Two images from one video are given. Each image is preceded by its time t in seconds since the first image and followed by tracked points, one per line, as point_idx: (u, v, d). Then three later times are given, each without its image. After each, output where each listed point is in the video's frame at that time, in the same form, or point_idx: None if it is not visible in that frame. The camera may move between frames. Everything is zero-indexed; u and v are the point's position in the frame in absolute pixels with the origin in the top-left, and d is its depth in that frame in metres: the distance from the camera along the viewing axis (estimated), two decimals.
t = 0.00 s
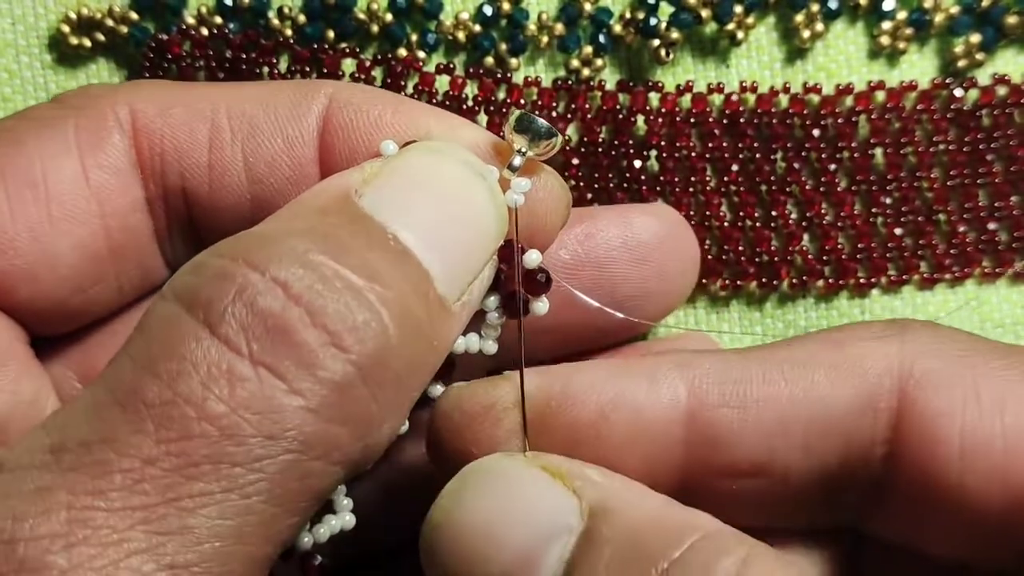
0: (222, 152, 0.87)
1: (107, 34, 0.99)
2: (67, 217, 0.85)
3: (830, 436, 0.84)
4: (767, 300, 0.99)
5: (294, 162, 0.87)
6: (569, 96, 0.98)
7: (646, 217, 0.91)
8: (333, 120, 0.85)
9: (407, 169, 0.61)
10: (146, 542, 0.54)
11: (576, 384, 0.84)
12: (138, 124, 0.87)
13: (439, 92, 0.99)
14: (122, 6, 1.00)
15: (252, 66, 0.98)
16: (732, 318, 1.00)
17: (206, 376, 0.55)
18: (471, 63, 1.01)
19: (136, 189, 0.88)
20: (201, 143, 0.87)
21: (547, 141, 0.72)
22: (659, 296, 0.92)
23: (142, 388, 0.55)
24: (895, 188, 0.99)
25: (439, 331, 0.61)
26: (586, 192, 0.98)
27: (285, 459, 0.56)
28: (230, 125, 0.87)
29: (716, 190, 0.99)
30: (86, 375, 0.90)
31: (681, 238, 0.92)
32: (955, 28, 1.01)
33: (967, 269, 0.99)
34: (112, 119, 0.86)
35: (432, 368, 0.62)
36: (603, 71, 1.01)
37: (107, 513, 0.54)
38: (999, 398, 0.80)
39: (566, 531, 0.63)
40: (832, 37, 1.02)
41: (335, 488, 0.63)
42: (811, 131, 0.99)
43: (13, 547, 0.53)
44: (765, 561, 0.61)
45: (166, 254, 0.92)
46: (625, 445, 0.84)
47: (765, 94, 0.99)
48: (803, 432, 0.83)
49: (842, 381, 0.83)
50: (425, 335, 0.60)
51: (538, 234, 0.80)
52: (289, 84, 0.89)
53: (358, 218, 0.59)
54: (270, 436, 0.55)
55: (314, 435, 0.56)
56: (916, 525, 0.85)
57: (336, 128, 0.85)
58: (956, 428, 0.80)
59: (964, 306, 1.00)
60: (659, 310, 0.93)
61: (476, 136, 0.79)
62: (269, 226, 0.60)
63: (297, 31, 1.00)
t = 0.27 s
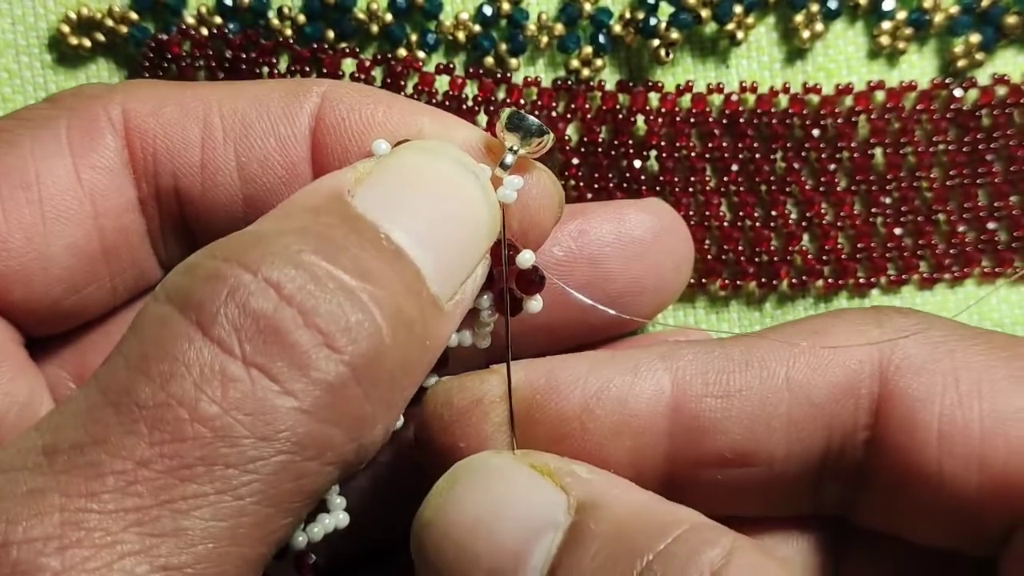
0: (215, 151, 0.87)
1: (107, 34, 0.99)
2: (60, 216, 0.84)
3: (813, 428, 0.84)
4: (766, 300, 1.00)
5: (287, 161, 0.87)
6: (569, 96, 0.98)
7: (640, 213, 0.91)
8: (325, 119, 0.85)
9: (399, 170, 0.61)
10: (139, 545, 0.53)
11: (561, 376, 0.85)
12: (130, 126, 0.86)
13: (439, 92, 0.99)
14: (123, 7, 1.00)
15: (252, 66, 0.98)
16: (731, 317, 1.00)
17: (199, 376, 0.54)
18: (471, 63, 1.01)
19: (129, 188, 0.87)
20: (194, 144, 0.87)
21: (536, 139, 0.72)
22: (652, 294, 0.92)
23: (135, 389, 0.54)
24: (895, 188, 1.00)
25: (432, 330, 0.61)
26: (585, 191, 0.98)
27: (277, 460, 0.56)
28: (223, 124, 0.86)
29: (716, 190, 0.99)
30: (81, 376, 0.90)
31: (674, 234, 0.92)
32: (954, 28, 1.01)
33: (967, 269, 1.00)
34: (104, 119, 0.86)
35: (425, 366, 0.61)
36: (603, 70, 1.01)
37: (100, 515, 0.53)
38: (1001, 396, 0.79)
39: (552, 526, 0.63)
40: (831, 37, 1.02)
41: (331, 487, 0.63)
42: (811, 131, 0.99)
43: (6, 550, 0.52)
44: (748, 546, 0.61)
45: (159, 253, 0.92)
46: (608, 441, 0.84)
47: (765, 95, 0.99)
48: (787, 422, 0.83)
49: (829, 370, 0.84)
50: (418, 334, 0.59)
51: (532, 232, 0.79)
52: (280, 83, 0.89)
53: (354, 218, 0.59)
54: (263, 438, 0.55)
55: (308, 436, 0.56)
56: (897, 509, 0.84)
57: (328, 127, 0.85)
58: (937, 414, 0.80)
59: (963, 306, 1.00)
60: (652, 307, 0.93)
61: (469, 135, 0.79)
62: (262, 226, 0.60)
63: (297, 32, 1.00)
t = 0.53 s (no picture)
0: (210, 150, 0.87)
1: (107, 34, 0.99)
2: (55, 218, 0.84)
3: (815, 418, 0.84)
4: (766, 300, 1.00)
5: (283, 162, 0.88)
6: (569, 96, 0.98)
7: (635, 206, 0.91)
8: (321, 119, 0.86)
9: (397, 173, 0.61)
10: (136, 551, 0.53)
11: (564, 362, 0.86)
12: (125, 125, 0.86)
13: (439, 92, 0.99)
14: (122, 7, 1.00)
15: (251, 67, 0.98)
16: (731, 318, 1.00)
17: (196, 382, 0.54)
18: (471, 63, 1.01)
19: (123, 189, 0.87)
20: (189, 142, 0.87)
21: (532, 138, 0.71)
22: (647, 286, 0.92)
23: (132, 395, 0.54)
24: (895, 188, 1.00)
25: (430, 334, 0.61)
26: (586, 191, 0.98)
27: (274, 465, 0.55)
28: (219, 124, 0.87)
29: (716, 190, 0.99)
30: (79, 377, 0.90)
31: (669, 226, 0.92)
32: (954, 29, 1.01)
33: (967, 269, 1.00)
34: (99, 119, 0.86)
35: (423, 370, 0.61)
36: (603, 71, 1.01)
37: (97, 521, 0.53)
38: (1000, 397, 0.79)
39: (557, 511, 0.63)
40: (831, 38, 1.02)
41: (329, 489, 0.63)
42: (811, 131, 0.99)
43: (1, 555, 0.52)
44: (755, 538, 0.61)
45: (156, 252, 0.92)
46: (611, 426, 0.84)
47: (765, 95, 0.99)
48: (790, 411, 0.83)
49: (835, 357, 0.83)
50: (416, 338, 0.59)
51: (529, 230, 0.79)
52: (276, 81, 0.89)
53: (352, 221, 0.59)
54: (260, 443, 0.55)
55: (305, 442, 0.56)
56: (897, 503, 0.84)
57: (323, 127, 0.86)
58: (937, 408, 0.80)
59: (963, 306, 1.00)
60: (647, 299, 0.93)
61: (464, 134, 0.79)
62: (260, 229, 0.60)
63: (297, 33, 1.00)
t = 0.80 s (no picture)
0: (199, 149, 0.87)
1: (107, 35, 0.99)
2: (46, 216, 0.84)
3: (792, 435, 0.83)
4: (765, 301, 1.00)
5: (273, 160, 0.88)
6: (568, 96, 0.98)
7: (627, 199, 0.92)
8: (311, 117, 0.86)
9: (385, 170, 0.61)
10: (123, 549, 0.53)
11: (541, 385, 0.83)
12: (114, 123, 0.86)
13: (438, 92, 0.99)
14: (122, 7, 1.00)
15: (251, 67, 0.99)
16: (731, 318, 1.00)
17: (182, 380, 0.54)
18: (471, 63, 1.01)
19: (114, 188, 0.87)
20: (178, 139, 0.87)
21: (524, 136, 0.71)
22: (638, 280, 0.92)
23: (118, 393, 0.54)
24: (895, 188, 1.00)
25: (418, 331, 0.60)
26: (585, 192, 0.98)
27: (261, 463, 0.55)
28: (208, 122, 0.86)
29: (715, 190, 0.99)
30: (70, 374, 0.91)
31: (661, 220, 0.92)
32: (954, 29, 1.01)
33: (966, 269, 1.00)
34: (88, 117, 0.85)
35: (411, 367, 0.61)
36: (603, 70, 1.01)
37: (82, 519, 0.53)
38: (997, 398, 0.79)
39: (536, 538, 0.62)
40: (831, 38, 1.02)
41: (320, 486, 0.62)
42: (810, 131, 0.99)
43: None
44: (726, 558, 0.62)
45: (146, 250, 0.92)
46: (590, 450, 0.83)
47: (765, 95, 0.99)
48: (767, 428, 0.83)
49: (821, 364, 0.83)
50: (402, 335, 0.59)
51: (520, 228, 0.78)
52: (265, 78, 0.89)
53: (343, 220, 0.59)
54: (247, 441, 0.55)
55: (292, 439, 0.56)
56: (872, 515, 0.84)
57: (313, 125, 0.86)
58: (909, 422, 0.81)
59: (962, 307, 1.00)
60: (637, 292, 0.93)
61: (455, 132, 0.79)
62: (247, 228, 0.60)
63: (297, 33, 1.00)
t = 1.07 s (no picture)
0: (196, 149, 0.87)
1: (107, 35, 0.99)
2: (43, 217, 0.84)
3: (787, 428, 0.83)
4: (765, 301, 1.00)
5: (269, 160, 0.88)
6: (568, 96, 0.98)
7: (624, 196, 0.91)
8: (308, 117, 0.86)
9: (382, 170, 0.61)
10: (120, 551, 0.53)
11: (535, 378, 0.83)
12: (110, 123, 0.86)
13: (438, 92, 0.99)
14: (122, 7, 1.00)
15: (251, 67, 0.99)
16: (732, 317, 0.99)
17: (178, 382, 0.54)
18: (470, 63, 1.01)
19: (111, 189, 0.87)
20: (175, 139, 0.87)
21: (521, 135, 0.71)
22: (636, 276, 0.92)
23: (114, 395, 0.54)
24: (895, 188, 1.00)
25: (413, 331, 0.61)
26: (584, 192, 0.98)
27: (257, 464, 0.55)
28: (204, 122, 0.86)
29: (715, 190, 0.99)
30: (68, 375, 0.91)
31: (658, 216, 0.92)
32: (954, 29, 1.01)
33: (966, 269, 0.99)
34: (84, 118, 0.85)
35: (407, 367, 0.61)
36: (603, 71, 1.00)
37: (79, 521, 0.52)
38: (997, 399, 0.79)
39: (532, 526, 0.63)
40: (831, 38, 1.02)
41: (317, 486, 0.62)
42: (810, 131, 0.99)
43: None
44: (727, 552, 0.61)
45: (143, 248, 0.92)
46: (585, 444, 0.83)
47: (764, 95, 0.99)
48: (764, 421, 0.83)
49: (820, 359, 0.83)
50: (398, 336, 0.59)
51: (518, 226, 0.78)
52: (260, 78, 0.89)
53: (341, 221, 0.59)
54: (243, 442, 0.55)
55: (288, 440, 0.56)
56: (856, 516, 0.84)
57: (310, 125, 0.86)
58: (894, 420, 0.81)
59: (962, 307, 0.99)
60: (636, 289, 0.93)
61: (452, 131, 0.80)
62: (244, 229, 0.60)
63: (297, 33, 1.00)
